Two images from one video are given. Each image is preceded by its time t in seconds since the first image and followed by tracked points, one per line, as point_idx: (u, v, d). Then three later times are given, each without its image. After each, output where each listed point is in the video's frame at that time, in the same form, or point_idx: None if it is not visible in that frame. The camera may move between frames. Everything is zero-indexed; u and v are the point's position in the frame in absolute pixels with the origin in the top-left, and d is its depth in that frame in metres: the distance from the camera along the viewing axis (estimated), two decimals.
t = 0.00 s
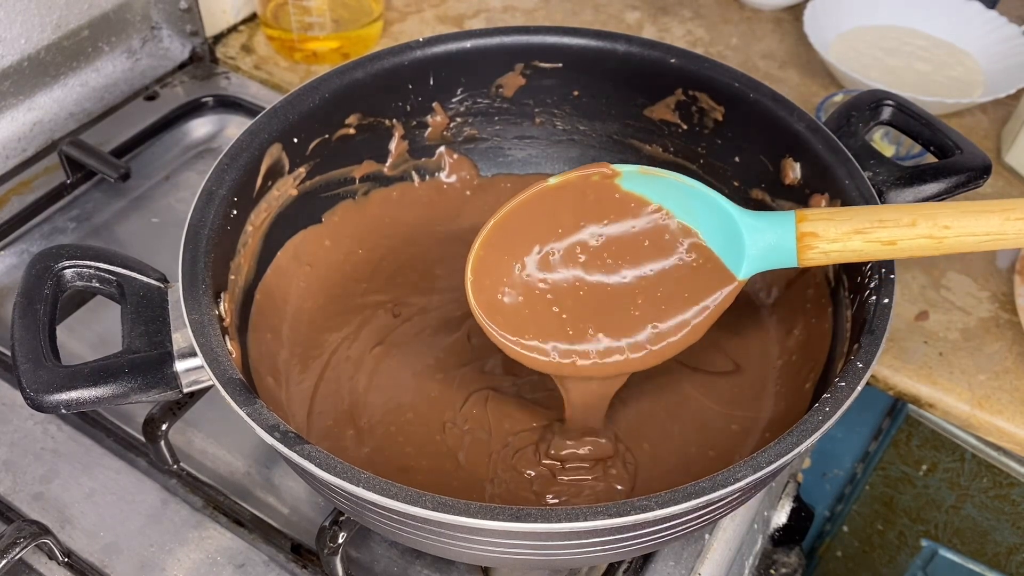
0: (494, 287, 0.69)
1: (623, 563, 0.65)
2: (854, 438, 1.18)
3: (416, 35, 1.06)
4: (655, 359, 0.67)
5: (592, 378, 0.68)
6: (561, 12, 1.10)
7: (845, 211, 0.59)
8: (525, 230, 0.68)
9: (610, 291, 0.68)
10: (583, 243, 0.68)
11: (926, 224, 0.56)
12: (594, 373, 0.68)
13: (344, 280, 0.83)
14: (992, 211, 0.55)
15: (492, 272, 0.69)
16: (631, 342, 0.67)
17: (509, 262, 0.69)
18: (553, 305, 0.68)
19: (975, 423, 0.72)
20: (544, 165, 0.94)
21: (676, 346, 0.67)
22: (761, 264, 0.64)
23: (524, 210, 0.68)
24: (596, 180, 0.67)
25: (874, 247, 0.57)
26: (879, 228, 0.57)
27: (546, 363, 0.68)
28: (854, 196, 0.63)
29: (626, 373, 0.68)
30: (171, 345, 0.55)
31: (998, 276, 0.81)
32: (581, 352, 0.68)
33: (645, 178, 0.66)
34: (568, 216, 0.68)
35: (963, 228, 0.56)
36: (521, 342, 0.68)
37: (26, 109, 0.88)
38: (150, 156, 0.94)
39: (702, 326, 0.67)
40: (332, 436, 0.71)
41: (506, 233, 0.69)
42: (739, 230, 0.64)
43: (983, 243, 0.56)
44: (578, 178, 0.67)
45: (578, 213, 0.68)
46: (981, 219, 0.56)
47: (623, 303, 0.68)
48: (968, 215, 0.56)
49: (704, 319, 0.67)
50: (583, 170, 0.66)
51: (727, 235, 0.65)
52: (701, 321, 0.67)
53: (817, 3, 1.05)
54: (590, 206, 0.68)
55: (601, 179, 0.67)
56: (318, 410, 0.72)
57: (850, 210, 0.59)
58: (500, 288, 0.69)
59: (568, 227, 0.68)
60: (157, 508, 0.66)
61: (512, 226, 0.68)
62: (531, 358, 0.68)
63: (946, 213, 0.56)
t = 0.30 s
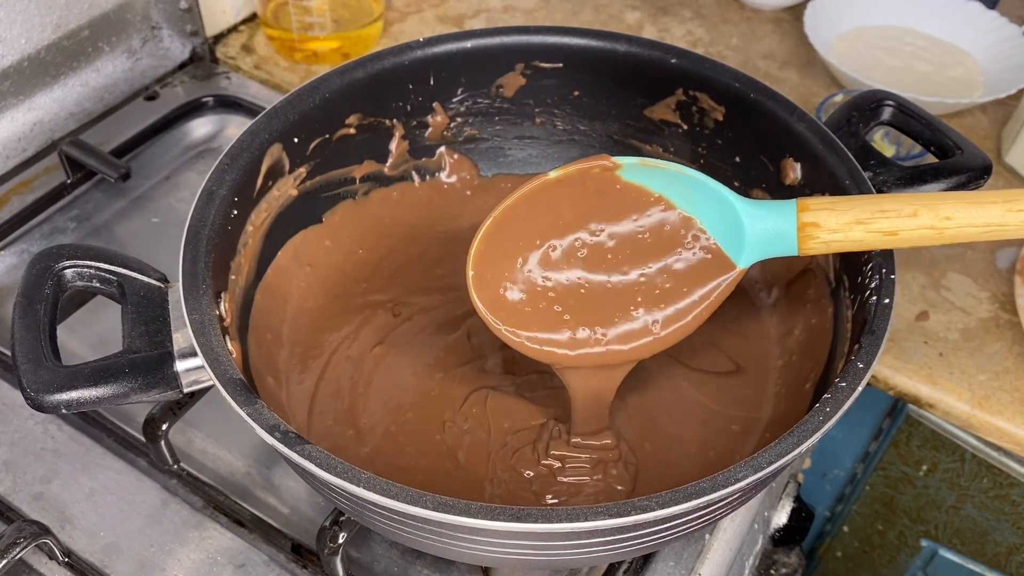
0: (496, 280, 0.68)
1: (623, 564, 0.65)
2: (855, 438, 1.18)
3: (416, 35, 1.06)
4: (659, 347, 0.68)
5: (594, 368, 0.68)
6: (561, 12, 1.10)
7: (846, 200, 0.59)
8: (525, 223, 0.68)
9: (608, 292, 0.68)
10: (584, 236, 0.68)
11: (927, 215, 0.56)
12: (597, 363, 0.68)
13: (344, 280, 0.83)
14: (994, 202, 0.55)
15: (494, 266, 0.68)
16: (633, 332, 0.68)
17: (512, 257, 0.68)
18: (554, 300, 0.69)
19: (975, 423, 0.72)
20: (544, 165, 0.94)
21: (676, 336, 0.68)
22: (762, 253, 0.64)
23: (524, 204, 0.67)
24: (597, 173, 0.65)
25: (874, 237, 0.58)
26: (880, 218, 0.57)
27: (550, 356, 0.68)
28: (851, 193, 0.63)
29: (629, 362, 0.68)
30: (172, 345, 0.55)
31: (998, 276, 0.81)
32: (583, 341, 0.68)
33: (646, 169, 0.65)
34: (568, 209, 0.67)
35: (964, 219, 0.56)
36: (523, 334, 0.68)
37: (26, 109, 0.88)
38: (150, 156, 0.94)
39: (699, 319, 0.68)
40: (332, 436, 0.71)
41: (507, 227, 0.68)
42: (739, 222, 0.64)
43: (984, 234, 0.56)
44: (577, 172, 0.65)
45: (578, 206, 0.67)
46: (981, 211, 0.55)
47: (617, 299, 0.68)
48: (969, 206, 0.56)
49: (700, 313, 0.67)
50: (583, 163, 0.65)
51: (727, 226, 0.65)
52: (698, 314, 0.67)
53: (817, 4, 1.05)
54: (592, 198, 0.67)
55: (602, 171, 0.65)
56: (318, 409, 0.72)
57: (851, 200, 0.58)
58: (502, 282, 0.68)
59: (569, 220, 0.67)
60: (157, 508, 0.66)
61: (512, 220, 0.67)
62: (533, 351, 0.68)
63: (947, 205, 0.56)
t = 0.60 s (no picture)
0: (495, 262, 0.68)
1: (623, 564, 0.65)
2: (854, 438, 1.18)
3: (416, 35, 1.06)
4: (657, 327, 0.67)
5: (594, 345, 0.68)
6: (561, 12, 1.10)
7: (846, 183, 0.59)
8: (524, 205, 0.67)
9: (603, 284, 0.68)
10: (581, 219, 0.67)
11: (926, 199, 0.56)
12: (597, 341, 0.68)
13: (345, 280, 0.83)
14: (994, 187, 0.55)
15: (493, 249, 0.68)
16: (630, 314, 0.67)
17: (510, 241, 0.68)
18: (553, 288, 0.68)
19: (976, 423, 0.72)
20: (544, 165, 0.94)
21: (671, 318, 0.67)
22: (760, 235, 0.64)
23: (524, 186, 0.66)
24: (596, 155, 0.65)
25: (873, 221, 0.58)
26: (879, 202, 0.57)
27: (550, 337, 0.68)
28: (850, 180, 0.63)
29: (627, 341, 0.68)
30: (172, 345, 0.54)
31: (998, 276, 0.81)
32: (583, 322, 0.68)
33: (646, 152, 0.65)
34: (567, 191, 0.67)
35: (962, 203, 0.56)
36: (523, 315, 0.68)
37: (26, 109, 0.88)
38: (150, 156, 0.94)
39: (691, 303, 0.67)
40: (332, 436, 0.71)
41: (506, 208, 0.67)
42: (738, 204, 0.63)
43: (982, 220, 0.56)
44: (577, 154, 0.65)
45: (578, 188, 0.66)
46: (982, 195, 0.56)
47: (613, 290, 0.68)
48: (968, 191, 0.56)
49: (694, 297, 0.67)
50: (583, 145, 0.64)
51: (727, 208, 0.64)
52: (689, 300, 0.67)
53: (817, 4, 1.05)
54: (591, 180, 0.66)
55: (601, 154, 0.65)
56: (318, 409, 0.72)
57: (851, 183, 0.58)
58: (501, 264, 0.68)
59: (568, 202, 0.67)
60: (158, 508, 0.66)
61: (511, 202, 0.67)
62: (532, 332, 0.68)
63: (947, 189, 0.56)
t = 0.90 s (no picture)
0: (490, 235, 0.68)
1: (623, 564, 0.65)
2: (854, 438, 1.18)
3: (416, 35, 1.06)
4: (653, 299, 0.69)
5: (589, 316, 0.70)
6: (561, 12, 1.10)
7: (844, 159, 0.58)
8: (523, 176, 0.67)
9: (597, 264, 0.69)
10: (578, 189, 0.67)
11: (924, 177, 0.56)
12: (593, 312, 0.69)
13: (345, 280, 0.83)
14: (993, 166, 0.55)
15: (488, 225, 0.68)
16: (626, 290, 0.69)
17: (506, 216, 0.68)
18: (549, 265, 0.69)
19: (976, 423, 0.72)
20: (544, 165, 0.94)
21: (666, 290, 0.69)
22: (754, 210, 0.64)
23: (520, 159, 0.66)
24: (593, 128, 0.64)
25: (869, 198, 0.57)
26: (876, 178, 0.57)
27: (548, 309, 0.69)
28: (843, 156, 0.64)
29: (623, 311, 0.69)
30: (172, 345, 0.54)
31: (998, 276, 0.81)
32: (580, 293, 0.69)
33: (644, 126, 0.64)
34: (564, 163, 0.66)
35: (960, 181, 0.55)
36: (520, 291, 0.69)
37: (26, 108, 0.88)
38: (151, 156, 0.94)
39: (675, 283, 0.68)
40: (332, 436, 0.71)
41: (504, 180, 0.67)
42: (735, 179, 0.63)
43: (979, 200, 0.56)
44: (575, 127, 0.64)
45: (576, 159, 0.66)
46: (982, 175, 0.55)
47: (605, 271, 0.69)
48: (967, 170, 0.55)
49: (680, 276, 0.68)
50: (580, 119, 0.63)
51: (724, 183, 0.64)
52: (675, 277, 0.68)
53: (817, 4, 1.05)
54: (589, 151, 0.66)
55: (599, 127, 0.64)
56: (318, 410, 0.72)
57: (849, 158, 0.58)
58: (497, 239, 0.68)
59: (566, 172, 0.67)
60: (158, 508, 0.66)
61: (507, 176, 0.67)
62: (531, 305, 0.69)
63: (945, 167, 0.55)
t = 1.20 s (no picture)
0: (490, 220, 0.68)
1: (623, 564, 0.65)
2: (854, 438, 1.17)
3: (416, 35, 1.06)
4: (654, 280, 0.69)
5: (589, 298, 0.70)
6: (561, 12, 1.09)
7: (845, 143, 0.59)
8: (523, 161, 0.66)
9: (598, 250, 0.69)
10: (577, 171, 0.67)
11: (923, 163, 0.56)
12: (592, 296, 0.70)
13: (345, 280, 0.83)
14: (992, 153, 0.55)
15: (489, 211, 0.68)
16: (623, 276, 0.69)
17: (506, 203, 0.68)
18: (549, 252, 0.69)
19: (976, 423, 0.72)
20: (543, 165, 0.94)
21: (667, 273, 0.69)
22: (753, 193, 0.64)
23: (518, 146, 0.65)
24: (593, 114, 0.63)
25: (868, 183, 0.58)
26: (875, 164, 0.57)
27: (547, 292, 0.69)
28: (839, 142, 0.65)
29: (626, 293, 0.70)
30: (172, 344, 0.54)
31: (998, 276, 0.81)
32: (578, 277, 0.69)
33: (645, 111, 0.63)
34: (563, 148, 0.66)
35: (957, 168, 0.56)
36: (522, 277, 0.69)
37: (26, 108, 0.88)
38: (150, 156, 0.94)
39: (677, 264, 0.68)
40: (332, 436, 0.71)
41: (504, 165, 0.67)
42: (735, 161, 0.63)
43: (976, 186, 0.56)
44: (575, 112, 0.63)
45: (577, 142, 0.66)
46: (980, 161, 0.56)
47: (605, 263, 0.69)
48: (965, 156, 0.56)
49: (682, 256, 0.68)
50: (580, 104, 0.62)
51: (724, 166, 0.64)
52: (674, 261, 0.68)
53: (817, 4, 1.05)
54: (589, 136, 0.65)
55: (599, 112, 0.63)
56: (318, 409, 0.72)
57: (849, 143, 0.58)
58: (498, 226, 0.68)
59: (565, 155, 0.66)
60: (158, 508, 0.66)
61: (506, 162, 0.66)
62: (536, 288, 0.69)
63: (944, 153, 0.56)
